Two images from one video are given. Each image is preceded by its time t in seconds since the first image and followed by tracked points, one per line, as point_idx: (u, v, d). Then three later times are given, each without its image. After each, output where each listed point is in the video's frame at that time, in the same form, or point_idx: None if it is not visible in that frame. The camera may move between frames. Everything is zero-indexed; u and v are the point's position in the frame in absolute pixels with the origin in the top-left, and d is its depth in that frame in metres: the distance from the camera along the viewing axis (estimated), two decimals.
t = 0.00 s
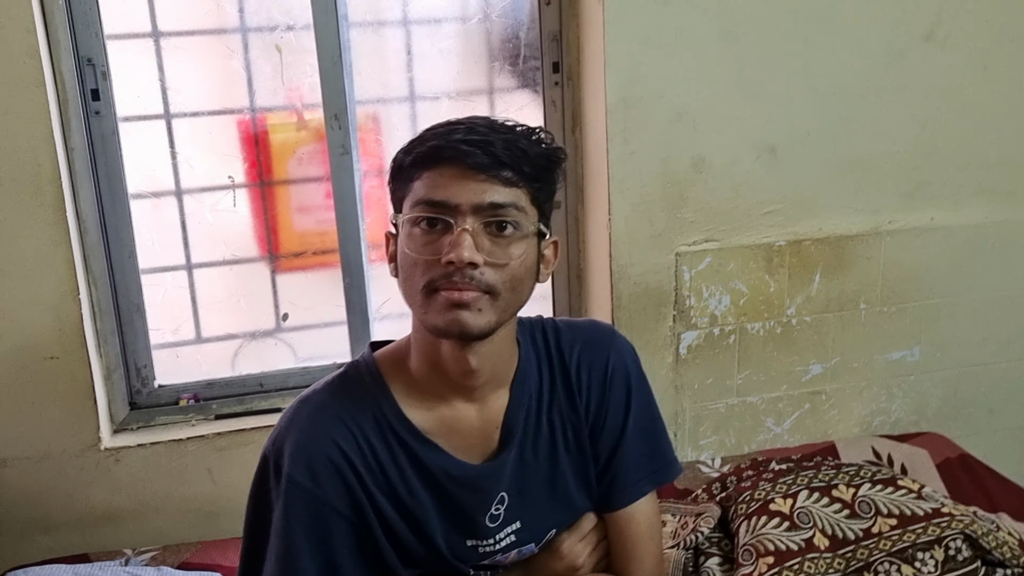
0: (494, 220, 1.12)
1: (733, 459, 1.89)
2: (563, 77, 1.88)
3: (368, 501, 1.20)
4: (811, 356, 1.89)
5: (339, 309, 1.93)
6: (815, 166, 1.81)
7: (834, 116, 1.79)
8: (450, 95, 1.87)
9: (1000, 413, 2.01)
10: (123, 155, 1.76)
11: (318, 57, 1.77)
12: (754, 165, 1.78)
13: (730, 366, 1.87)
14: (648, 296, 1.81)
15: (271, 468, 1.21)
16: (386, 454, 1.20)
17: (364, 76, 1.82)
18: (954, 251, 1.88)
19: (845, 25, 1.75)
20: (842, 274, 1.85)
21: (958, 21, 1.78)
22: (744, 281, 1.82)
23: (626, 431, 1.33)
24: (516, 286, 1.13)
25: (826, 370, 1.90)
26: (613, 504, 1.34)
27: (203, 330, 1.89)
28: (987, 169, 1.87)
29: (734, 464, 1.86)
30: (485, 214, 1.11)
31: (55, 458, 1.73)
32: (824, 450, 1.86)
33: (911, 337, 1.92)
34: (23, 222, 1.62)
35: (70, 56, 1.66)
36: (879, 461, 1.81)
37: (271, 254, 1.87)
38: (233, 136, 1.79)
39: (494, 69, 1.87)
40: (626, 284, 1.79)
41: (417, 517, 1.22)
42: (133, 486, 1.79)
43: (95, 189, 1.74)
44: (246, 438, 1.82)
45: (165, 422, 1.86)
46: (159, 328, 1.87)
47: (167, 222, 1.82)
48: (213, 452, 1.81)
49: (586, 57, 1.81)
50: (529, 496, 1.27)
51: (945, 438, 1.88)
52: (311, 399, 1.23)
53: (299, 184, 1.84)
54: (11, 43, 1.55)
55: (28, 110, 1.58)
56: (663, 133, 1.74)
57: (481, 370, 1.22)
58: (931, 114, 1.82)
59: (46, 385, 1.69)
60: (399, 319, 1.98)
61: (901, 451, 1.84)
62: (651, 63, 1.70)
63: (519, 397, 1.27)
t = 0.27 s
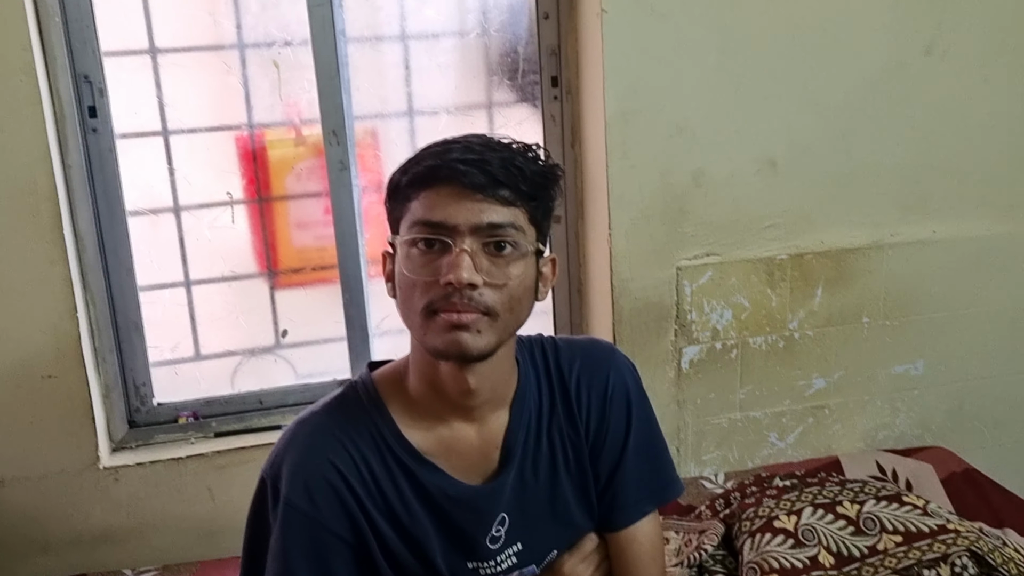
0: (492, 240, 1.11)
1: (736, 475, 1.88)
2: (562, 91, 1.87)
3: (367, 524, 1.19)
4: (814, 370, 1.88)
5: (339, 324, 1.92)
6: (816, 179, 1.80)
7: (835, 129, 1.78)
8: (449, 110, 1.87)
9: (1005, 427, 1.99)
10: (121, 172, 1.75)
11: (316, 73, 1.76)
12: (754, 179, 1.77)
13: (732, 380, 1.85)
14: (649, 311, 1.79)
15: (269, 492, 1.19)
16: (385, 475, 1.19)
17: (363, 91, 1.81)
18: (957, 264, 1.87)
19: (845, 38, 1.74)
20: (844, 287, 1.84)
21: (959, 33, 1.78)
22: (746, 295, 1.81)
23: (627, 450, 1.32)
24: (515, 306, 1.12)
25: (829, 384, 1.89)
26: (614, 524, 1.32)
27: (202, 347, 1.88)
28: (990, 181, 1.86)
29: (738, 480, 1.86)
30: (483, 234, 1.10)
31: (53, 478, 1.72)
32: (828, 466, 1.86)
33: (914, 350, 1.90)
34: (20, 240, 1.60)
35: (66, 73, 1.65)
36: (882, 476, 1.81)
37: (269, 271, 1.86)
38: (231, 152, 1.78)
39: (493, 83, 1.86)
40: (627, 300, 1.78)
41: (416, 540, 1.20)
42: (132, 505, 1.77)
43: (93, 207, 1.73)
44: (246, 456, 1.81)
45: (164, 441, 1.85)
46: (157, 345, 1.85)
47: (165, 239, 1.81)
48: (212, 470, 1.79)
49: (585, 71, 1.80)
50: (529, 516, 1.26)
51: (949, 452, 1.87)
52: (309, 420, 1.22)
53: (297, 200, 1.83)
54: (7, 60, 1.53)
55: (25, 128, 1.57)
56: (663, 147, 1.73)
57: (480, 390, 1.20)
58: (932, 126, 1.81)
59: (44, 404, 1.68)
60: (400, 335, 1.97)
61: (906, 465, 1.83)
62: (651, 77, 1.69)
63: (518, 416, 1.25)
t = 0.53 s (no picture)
0: (498, 273, 1.10)
1: (746, 505, 1.86)
2: (570, 120, 1.87)
3: (372, 558, 1.16)
4: (824, 399, 1.86)
5: (346, 351, 1.92)
6: (825, 207, 1.79)
7: (844, 157, 1.78)
8: (457, 138, 1.87)
9: (1018, 457, 1.97)
10: (131, 199, 1.76)
11: (326, 101, 1.77)
12: (763, 207, 1.77)
13: (742, 409, 1.84)
14: (658, 339, 1.79)
15: (273, 524, 1.18)
16: (390, 507, 1.16)
17: (371, 119, 1.82)
18: (968, 292, 1.86)
19: (853, 67, 1.74)
20: (855, 316, 1.83)
21: (968, 62, 1.78)
22: (755, 324, 1.80)
23: (635, 483, 1.31)
24: (522, 339, 1.12)
25: (840, 413, 1.88)
26: (622, 557, 1.30)
27: (210, 373, 1.88)
28: (1001, 209, 1.85)
29: (749, 510, 1.85)
30: (489, 268, 1.09)
31: (59, 505, 1.71)
32: (840, 496, 1.85)
33: (926, 379, 1.89)
34: (31, 267, 1.61)
35: (79, 101, 1.66)
36: (895, 507, 1.80)
37: (277, 297, 1.86)
38: (240, 179, 1.79)
39: (501, 111, 1.87)
40: (636, 328, 1.77)
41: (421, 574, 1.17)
42: (137, 533, 1.76)
43: (103, 233, 1.73)
44: (252, 483, 1.80)
45: (170, 467, 1.84)
46: (165, 371, 1.86)
47: (174, 265, 1.81)
48: (218, 498, 1.79)
49: (593, 100, 1.81)
50: (535, 549, 1.23)
51: (963, 483, 1.85)
52: (314, 451, 1.20)
53: (306, 227, 1.83)
54: (20, 90, 1.55)
55: (36, 156, 1.58)
56: (672, 176, 1.73)
57: (487, 422, 1.18)
58: (942, 155, 1.81)
59: (51, 431, 1.68)
60: (407, 361, 1.96)
61: (919, 497, 1.81)
62: (659, 106, 1.69)
63: (524, 448, 1.24)
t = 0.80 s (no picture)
0: (513, 268, 1.10)
1: (753, 512, 1.85)
2: (582, 120, 1.87)
3: (377, 554, 1.15)
4: (833, 407, 1.85)
5: (352, 348, 1.91)
6: (837, 213, 1.78)
7: (857, 163, 1.77)
8: (468, 136, 1.87)
9: None
10: (140, 191, 1.75)
11: (338, 96, 1.76)
12: (775, 212, 1.76)
13: (750, 415, 1.83)
14: (667, 342, 1.77)
15: (278, 517, 1.16)
16: (396, 502, 1.15)
17: (383, 115, 1.82)
18: (979, 302, 1.85)
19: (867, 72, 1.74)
20: (865, 323, 1.82)
21: (983, 70, 1.77)
22: (765, 329, 1.79)
23: (644, 485, 1.29)
24: (536, 335, 1.11)
25: (848, 421, 1.86)
26: (630, 559, 1.29)
27: (215, 368, 1.87)
28: (1014, 219, 1.84)
29: (755, 516, 1.84)
30: (504, 262, 1.09)
31: (60, 497, 1.69)
32: (847, 504, 1.83)
33: (936, 388, 1.88)
34: (39, 256, 1.60)
35: (90, 91, 1.65)
36: (903, 516, 1.79)
37: (285, 292, 1.86)
38: (250, 173, 1.78)
39: (514, 110, 1.86)
40: (645, 330, 1.76)
41: (427, 572, 1.15)
42: (139, 527, 1.74)
43: (111, 224, 1.73)
44: (255, 479, 1.78)
45: (173, 461, 1.83)
46: (170, 364, 1.84)
47: (181, 258, 1.80)
48: (220, 493, 1.77)
49: (606, 100, 1.80)
50: (542, 550, 1.22)
51: (971, 494, 1.84)
52: (320, 444, 1.19)
53: (315, 223, 1.82)
54: (31, 78, 1.54)
55: (47, 144, 1.57)
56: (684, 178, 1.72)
57: (497, 418, 1.17)
58: (955, 163, 1.80)
59: (55, 421, 1.66)
60: (413, 360, 1.95)
61: (926, 505, 1.80)
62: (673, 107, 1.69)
63: (534, 446, 1.23)
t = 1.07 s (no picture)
0: (535, 273, 1.09)
1: (761, 522, 1.84)
2: (595, 125, 1.86)
3: (386, 555, 1.14)
4: (843, 417, 1.84)
5: (361, 350, 1.91)
6: (850, 223, 1.78)
7: (870, 173, 1.76)
8: (481, 139, 1.86)
9: None
10: (152, 189, 1.75)
11: (351, 98, 1.76)
12: (788, 220, 1.75)
13: (759, 424, 1.82)
14: (677, 349, 1.77)
15: (287, 516, 1.16)
16: (406, 502, 1.14)
17: (396, 117, 1.81)
18: (992, 314, 1.84)
19: (882, 82, 1.73)
20: (877, 334, 1.81)
21: (998, 82, 1.77)
22: (776, 338, 1.78)
23: (655, 492, 1.29)
24: (555, 340, 1.11)
25: (858, 432, 1.85)
26: (639, 567, 1.28)
27: (223, 367, 1.86)
28: None
29: (763, 526, 1.83)
30: (527, 268, 1.08)
31: (66, 494, 1.69)
32: (856, 515, 1.83)
33: (947, 401, 1.87)
34: (49, 252, 1.60)
35: (104, 89, 1.65)
36: (912, 529, 1.78)
37: (295, 293, 1.85)
38: (262, 173, 1.78)
39: (527, 115, 1.86)
40: (655, 337, 1.75)
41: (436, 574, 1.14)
42: (144, 525, 1.74)
43: (122, 222, 1.72)
44: (261, 479, 1.78)
45: (179, 460, 1.82)
46: (178, 363, 1.84)
47: (192, 257, 1.80)
48: (226, 493, 1.77)
49: (620, 106, 1.80)
50: (552, 554, 1.21)
51: (981, 508, 1.83)
52: (331, 443, 1.18)
53: (326, 224, 1.82)
54: (46, 74, 1.54)
55: (60, 141, 1.57)
56: (697, 185, 1.71)
57: (509, 420, 1.17)
58: (970, 174, 1.80)
59: (62, 418, 1.66)
60: (422, 363, 1.95)
61: (936, 518, 1.80)
62: (687, 114, 1.68)
63: (546, 449, 1.22)
